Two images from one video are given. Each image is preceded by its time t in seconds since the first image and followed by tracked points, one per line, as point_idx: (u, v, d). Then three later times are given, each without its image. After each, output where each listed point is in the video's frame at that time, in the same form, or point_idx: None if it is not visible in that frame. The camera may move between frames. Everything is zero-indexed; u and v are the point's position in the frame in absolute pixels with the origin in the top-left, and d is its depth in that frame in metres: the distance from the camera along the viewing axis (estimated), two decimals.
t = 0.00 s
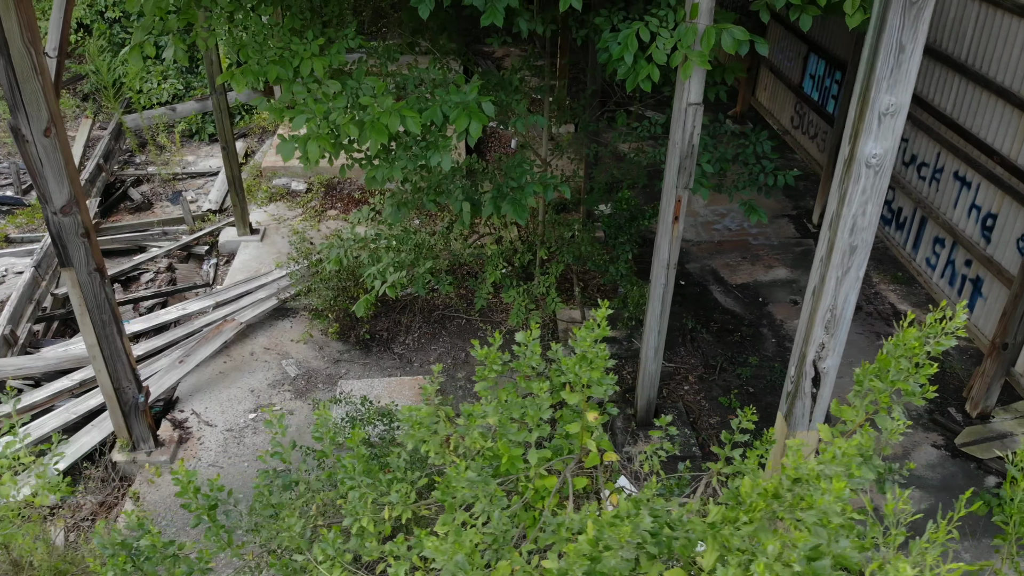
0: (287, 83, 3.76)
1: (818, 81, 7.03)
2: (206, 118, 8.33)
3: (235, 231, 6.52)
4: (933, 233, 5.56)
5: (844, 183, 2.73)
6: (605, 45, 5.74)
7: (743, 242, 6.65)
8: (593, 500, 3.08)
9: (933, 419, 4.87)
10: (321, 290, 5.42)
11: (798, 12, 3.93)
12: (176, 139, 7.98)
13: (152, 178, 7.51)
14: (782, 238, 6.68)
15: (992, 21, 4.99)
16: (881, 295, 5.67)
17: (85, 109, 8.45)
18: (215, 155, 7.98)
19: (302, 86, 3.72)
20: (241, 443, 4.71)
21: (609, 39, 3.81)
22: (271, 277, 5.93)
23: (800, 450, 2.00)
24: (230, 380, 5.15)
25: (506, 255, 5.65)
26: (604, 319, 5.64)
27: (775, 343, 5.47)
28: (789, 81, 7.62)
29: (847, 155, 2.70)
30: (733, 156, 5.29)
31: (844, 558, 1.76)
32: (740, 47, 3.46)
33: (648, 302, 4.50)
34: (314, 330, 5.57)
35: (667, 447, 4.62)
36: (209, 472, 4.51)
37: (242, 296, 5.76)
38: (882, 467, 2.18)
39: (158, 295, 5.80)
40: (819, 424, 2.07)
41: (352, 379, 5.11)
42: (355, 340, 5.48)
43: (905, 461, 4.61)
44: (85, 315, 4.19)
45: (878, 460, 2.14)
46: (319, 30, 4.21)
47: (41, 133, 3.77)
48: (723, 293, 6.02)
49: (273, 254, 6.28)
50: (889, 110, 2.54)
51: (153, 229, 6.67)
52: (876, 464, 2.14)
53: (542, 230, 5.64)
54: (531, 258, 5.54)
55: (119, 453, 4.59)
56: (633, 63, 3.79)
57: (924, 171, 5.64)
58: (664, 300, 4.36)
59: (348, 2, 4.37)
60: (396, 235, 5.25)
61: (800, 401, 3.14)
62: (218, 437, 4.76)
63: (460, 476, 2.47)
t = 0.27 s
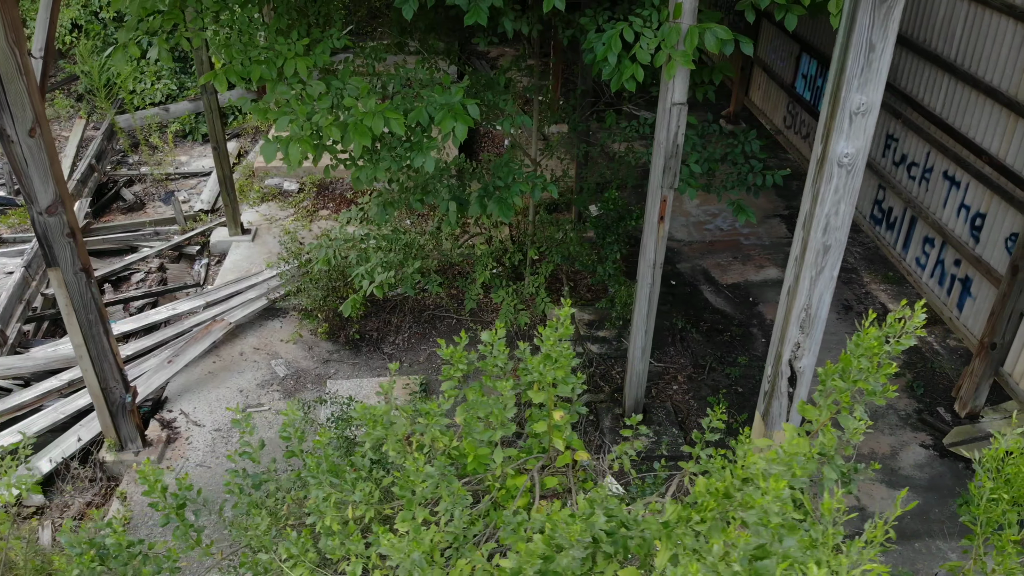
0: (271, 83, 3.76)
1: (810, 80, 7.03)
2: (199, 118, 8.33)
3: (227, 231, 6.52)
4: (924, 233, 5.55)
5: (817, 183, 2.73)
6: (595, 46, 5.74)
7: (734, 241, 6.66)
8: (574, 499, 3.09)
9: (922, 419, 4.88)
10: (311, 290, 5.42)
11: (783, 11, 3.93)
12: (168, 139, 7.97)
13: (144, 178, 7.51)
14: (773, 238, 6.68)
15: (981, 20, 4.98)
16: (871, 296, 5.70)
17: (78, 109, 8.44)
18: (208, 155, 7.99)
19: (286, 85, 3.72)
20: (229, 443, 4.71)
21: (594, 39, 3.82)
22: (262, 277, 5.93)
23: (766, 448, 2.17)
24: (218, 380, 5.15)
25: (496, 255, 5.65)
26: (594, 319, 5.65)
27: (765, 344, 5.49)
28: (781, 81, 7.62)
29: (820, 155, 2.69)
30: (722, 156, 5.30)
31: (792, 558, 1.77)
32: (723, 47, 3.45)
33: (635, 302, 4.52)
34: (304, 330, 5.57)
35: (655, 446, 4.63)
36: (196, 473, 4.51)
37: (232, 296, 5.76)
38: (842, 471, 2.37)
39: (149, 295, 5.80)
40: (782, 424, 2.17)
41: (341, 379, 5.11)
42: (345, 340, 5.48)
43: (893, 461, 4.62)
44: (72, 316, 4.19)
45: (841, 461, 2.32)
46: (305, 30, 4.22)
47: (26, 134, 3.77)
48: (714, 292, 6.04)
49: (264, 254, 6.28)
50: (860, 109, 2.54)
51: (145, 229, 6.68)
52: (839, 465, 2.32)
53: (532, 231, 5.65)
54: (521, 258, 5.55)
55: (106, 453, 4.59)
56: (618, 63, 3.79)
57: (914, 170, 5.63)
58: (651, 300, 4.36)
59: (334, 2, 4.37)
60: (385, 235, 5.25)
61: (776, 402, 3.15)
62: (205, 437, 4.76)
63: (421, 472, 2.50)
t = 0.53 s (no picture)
0: (256, 83, 3.76)
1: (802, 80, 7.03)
2: (193, 118, 8.34)
3: (219, 231, 6.52)
4: (914, 233, 5.53)
5: (790, 182, 2.75)
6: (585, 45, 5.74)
7: (726, 241, 6.69)
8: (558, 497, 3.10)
9: (911, 418, 4.89)
10: (301, 290, 5.42)
11: (768, 10, 3.93)
12: (161, 139, 7.98)
13: (138, 178, 7.52)
14: (765, 238, 6.70)
15: (969, 19, 5.00)
16: (862, 294, 5.96)
17: (72, 109, 8.45)
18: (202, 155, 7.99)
19: (271, 86, 3.73)
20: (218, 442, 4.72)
21: (580, 38, 3.82)
22: (253, 277, 5.94)
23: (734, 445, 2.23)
24: (208, 380, 5.15)
25: (487, 254, 5.66)
26: (584, 319, 5.67)
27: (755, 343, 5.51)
28: (774, 80, 7.63)
29: (794, 152, 2.72)
30: (712, 156, 5.31)
31: (747, 556, 1.77)
32: (707, 46, 3.46)
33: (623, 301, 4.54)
34: (294, 330, 5.57)
35: (643, 445, 4.64)
36: (184, 471, 4.51)
37: (223, 295, 5.77)
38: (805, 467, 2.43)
39: (140, 295, 5.82)
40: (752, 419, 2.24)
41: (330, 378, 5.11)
42: (335, 339, 5.47)
43: (881, 460, 4.63)
44: (59, 315, 4.19)
45: (804, 457, 2.37)
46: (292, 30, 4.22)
47: (12, 134, 3.77)
48: (705, 292, 6.07)
49: (256, 253, 6.29)
50: (832, 107, 2.57)
51: (137, 229, 6.69)
52: (802, 461, 2.37)
53: (523, 230, 5.66)
54: (511, 258, 5.57)
55: (95, 452, 4.59)
56: (603, 62, 3.80)
57: (904, 170, 5.61)
58: (638, 299, 4.37)
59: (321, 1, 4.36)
60: (375, 235, 5.25)
61: (754, 399, 3.17)
62: (195, 436, 4.77)
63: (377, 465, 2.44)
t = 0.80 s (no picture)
0: (240, 81, 3.76)
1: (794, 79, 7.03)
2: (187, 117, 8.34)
3: (210, 230, 6.52)
4: (903, 231, 5.53)
5: (762, 178, 2.73)
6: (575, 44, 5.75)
7: (717, 240, 6.70)
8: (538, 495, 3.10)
9: (899, 416, 4.89)
10: (290, 289, 5.43)
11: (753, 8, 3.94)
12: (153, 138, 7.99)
13: (130, 178, 7.52)
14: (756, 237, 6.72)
15: (958, 17, 4.99)
16: (854, 293, 5.98)
17: (66, 109, 8.45)
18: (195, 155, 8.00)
19: (255, 84, 3.73)
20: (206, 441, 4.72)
21: (564, 37, 3.82)
22: (244, 276, 5.95)
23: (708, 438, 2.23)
24: (197, 378, 5.14)
25: (477, 253, 5.67)
26: (574, 318, 5.68)
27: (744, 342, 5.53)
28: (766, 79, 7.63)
29: (766, 150, 2.70)
30: (700, 155, 5.32)
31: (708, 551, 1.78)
32: (688, 44, 3.47)
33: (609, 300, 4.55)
34: (283, 329, 5.57)
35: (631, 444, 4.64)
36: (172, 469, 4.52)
37: (213, 295, 5.78)
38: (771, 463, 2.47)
39: (130, 294, 5.83)
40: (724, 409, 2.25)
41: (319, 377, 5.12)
42: (324, 338, 5.47)
43: (869, 459, 4.63)
44: (46, 313, 4.20)
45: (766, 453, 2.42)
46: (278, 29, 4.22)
47: None
48: (695, 291, 6.09)
49: (247, 253, 6.29)
50: (801, 104, 2.56)
51: (129, 228, 6.69)
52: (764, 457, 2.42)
53: (513, 229, 5.67)
54: (500, 257, 5.58)
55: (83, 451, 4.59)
56: (586, 60, 3.81)
57: (894, 168, 5.61)
58: (625, 298, 4.37)
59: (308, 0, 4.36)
60: (364, 234, 5.26)
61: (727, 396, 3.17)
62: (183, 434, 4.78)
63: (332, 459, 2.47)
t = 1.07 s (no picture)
0: (222, 80, 3.76)
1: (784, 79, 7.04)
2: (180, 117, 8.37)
3: (200, 229, 6.52)
4: (891, 231, 5.53)
5: (730, 177, 2.72)
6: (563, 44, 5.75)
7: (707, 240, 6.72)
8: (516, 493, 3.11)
9: (886, 415, 4.88)
10: (278, 288, 5.43)
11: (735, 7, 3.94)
12: (144, 138, 8.01)
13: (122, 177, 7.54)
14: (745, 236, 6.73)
15: (944, 16, 4.98)
16: (842, 293, 5.99)
17: (59, 109, 8.47)
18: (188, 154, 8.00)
19: (236, 83, 3.73)
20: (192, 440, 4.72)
21: (547, 36, 3.83)
22: (233, 275, 5.96)
23: (661, 436, 2.31)
24: (185, 377, 5.13)
25: (466, 253, 5.67)
26: (563, 317, 5.68)
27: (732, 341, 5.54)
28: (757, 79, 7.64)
29: (733, 148, 2.69)
30: (688, 154, 5.32)
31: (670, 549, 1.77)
32: (668, 43, 3.48)
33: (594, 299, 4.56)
34: (271, 328, 5.56)
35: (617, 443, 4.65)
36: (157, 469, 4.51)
37: (202, 294, 5.78)
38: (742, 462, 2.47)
39: (119, 294, 5.84)
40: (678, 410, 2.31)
41: (307, 376, 5.12)
42: (312, 337, 5.48)
43: (854, 458, 4.63)
44: (31, 312, 4.20)
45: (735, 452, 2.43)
46: (261, 29, 4.23)
47: None
48: (684, 291, 6.11)
49: (237, 252, 6.30)
50: (768, 102, 2.55)
51: (119, 228, 6.70)
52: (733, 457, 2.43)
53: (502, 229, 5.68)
54: (488, 256, 5.59)
55: (70, 449, 4.61)
56: (568, 59, 3.81)
57: (882, 168, 5.62)
58: (610, 296, 4.38)
59: None
60: (351, 234, 5.28)
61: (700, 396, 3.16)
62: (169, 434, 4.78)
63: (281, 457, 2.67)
